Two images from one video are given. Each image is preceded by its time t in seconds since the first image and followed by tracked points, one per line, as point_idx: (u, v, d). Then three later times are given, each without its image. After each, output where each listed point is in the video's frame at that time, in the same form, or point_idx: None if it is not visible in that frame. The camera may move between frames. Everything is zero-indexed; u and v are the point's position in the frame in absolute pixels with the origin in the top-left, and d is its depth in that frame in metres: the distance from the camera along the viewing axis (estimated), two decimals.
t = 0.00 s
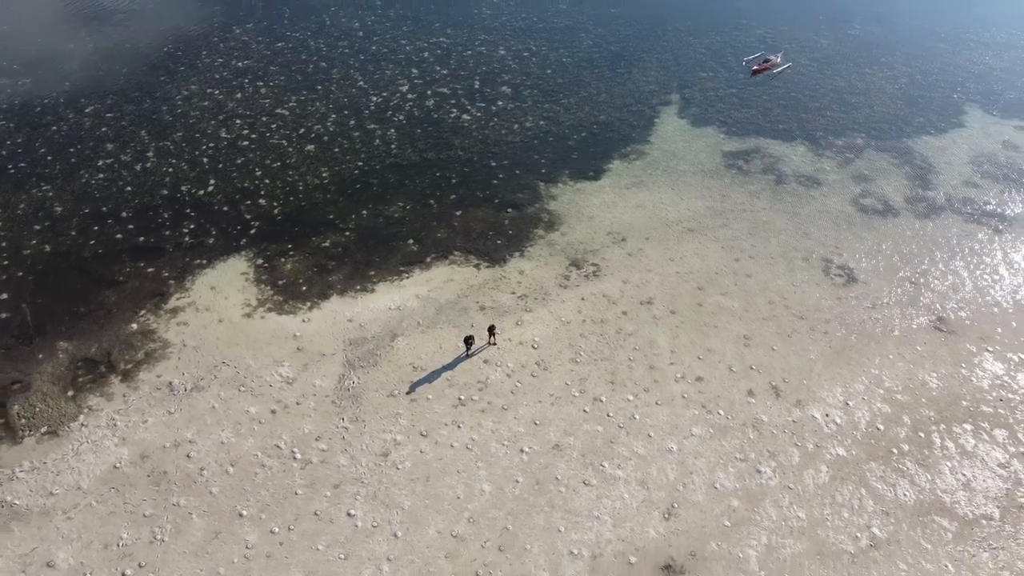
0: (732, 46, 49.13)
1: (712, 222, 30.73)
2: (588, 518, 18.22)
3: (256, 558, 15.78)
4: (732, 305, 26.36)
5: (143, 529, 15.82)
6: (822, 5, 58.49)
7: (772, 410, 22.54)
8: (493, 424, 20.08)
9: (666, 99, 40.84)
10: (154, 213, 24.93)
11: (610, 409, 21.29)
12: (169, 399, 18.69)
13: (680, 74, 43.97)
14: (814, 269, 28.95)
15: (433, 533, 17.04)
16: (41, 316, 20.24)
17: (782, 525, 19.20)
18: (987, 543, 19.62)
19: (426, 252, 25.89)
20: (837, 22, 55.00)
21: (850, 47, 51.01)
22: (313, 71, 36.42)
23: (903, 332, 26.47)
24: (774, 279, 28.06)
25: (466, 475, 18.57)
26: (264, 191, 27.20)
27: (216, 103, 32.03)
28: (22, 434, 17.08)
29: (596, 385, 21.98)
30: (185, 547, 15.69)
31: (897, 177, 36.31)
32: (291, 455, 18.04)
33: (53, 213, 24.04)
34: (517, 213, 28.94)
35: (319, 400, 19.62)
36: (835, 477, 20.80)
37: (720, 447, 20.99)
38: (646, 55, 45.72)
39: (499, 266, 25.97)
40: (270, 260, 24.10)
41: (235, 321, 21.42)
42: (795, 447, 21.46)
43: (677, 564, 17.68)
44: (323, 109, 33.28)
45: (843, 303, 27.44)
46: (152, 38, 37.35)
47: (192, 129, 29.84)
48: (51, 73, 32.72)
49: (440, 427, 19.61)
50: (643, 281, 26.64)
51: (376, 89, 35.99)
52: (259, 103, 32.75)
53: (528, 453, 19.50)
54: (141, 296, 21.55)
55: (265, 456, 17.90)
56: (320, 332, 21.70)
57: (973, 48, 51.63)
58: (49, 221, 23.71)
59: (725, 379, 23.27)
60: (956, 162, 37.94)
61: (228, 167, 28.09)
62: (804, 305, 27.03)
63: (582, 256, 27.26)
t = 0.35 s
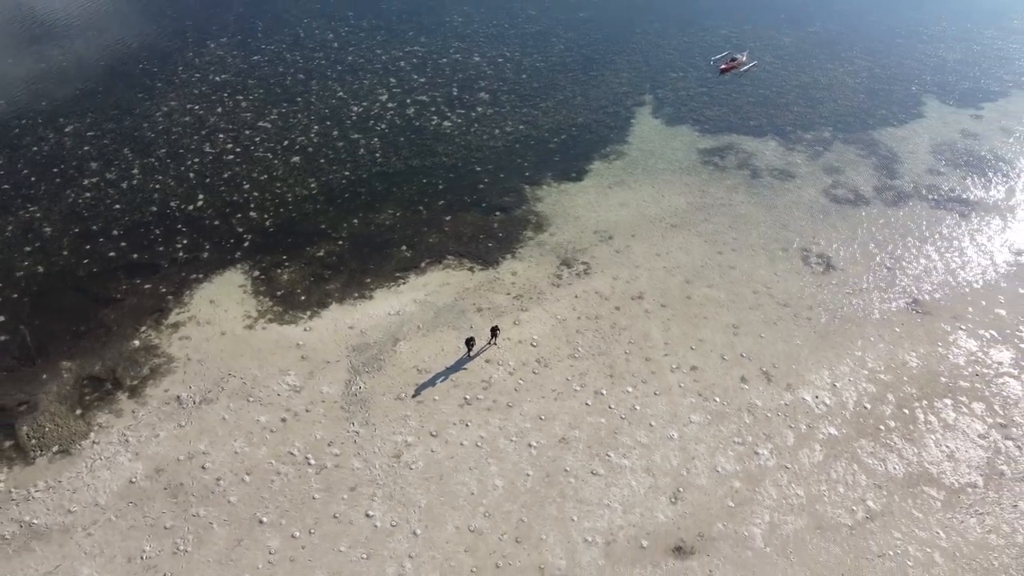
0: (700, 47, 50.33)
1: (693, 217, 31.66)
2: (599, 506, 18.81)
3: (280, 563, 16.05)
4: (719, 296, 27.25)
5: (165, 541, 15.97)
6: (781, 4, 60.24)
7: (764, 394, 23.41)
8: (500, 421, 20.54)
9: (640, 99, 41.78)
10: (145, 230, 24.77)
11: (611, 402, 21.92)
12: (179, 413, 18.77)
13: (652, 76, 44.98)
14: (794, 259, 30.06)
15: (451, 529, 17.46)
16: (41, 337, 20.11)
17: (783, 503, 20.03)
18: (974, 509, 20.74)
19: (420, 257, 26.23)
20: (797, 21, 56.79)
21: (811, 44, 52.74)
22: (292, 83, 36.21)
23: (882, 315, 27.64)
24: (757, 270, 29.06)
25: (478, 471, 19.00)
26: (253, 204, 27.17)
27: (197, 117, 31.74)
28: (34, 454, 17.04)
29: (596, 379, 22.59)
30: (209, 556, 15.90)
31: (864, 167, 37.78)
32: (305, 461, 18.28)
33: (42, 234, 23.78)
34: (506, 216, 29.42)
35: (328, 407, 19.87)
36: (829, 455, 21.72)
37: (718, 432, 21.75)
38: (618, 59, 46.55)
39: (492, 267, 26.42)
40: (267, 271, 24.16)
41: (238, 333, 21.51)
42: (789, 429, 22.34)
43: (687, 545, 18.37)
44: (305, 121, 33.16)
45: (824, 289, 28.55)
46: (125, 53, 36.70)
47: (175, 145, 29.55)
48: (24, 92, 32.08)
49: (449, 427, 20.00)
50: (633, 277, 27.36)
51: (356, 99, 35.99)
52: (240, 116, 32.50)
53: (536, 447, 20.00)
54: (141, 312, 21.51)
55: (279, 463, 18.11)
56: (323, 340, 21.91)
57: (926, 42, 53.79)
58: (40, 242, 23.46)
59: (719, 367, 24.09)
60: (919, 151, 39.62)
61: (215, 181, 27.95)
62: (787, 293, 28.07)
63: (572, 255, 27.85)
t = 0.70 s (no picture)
0: (666, 49, 51.46)
1: (674, 213, 32.60)
2: (609, 494, 19.43)
3: (305, 567, 16.34)
4: (705, 288, 28.16)
5: (189, 553, 16.14)
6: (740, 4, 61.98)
7: (756, 379, 24.31)
8: (507, 419, 21.01)
9: (613, 101, 42.70)
10: (137, 248, 24.60)
11: (611, 394, 22.58)
12: (190, 427, 18.86)
13: (623, 78, 45.93)
14: (773, 249, 31.19)
15: (470, 524, 17.90)
16: (42, 359, 19.98)
17: (782, 481, 20.90)
18: (958, 477, 21.92)
19: (414, 263, 26.54)
20: (757, 20, 58.51)
21: (772, 42, 54.46)
22: (270, 96, 35.87)
23: (860, 299, 28.86)
24: (739, 261, 30.08)
25: (490, 467, 19.45)
26: (243, 217, 27.10)
27: (178, 134, 31.36)
28: (47, 476, 17.01)
29: (595, 373, 23.24)
30: (235, 564, 16.11)
31: (832, 159, 39.26)
32: (320, 467, 18.53)
33: (32, 256, 23.49)
34: (494, 219, 29.89)
35: (337, 413, 20.11)
36: (821, 433, 22.69)
37: (716, 417, 22.55)
38: (589, 63, 47.33)
39: (485, 270, 26.86)
40: (263, 283, 24.21)
41: (240, 345, 21.60)
42: (782, 410, 23.26)
43: (696, 526, 19.08)
44: (287, 134, 32.95)
45: (803, 276, 29.71)
46: (95, 69, 35.98)
47: (159, 162, 29.22)
48: None
49: (458, 426, 20.41)
50: (621, 273, 28.11)
51: (335, 109, 35.88)
52: (221, 131, 32.15)
53: (544, 441, 20.55)
54: (141, 330, 21.45)
55: (295, 470, 18.34)
56: (326, 348, 22.11)
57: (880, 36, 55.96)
58: (30, 264, 23.18)
59: (711, 355, 24.94)
60: (882, 141, 41.31)
61: (203, 196, 27.77)
62: (769, 282, 29.13)
63: (561, 255, 28.46)
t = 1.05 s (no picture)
0: (637, 50, 52.31)
1: (657, 210, 33.39)
2: (617, 482, 20.00)
3: (328, 569, 16.58)
4: (692, 280, 28.96)
5: (211, 561, 16.28)
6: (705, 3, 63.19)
7: (748, 366, 25.11)
8: (513, 415, 21.42)
9: (589, 102, 43.36)
10: (129, 264, 24.39)
11: (611, 386, 23.15)
12: (200, 438, 18.90)
13: (597, 79, 46.60)
14: (754, 240, 32.16)
15: (485, 519, 18.30)
16: (44, 378, 19.82)
17: (780, 462, 21.68)
18: (944, 450, 22.97)
19: (408, 268, 26.78)
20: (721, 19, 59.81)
21: (737, 40, 55.83)
22: (249, 109, 35.42)
23: (840, 285, 29.94)
24: (723, 254, 30.97)
25: (500, 463, 19.85)
26: (234, 229, 26.98)
27: (160, 148, 31.01)
28: (61, 493, 16.98)
29: (594, 367, 23.79)
30: (258, 570, 16.29)
31: (802, 152, 40.53)
32: (333, 471, 18.75)
33: (23, 276, 23.16)
34: (483, 221, 30.23)
35: (346, 418, 20.31)
36: (813, 415, 23.55)
37: (713, 404, 23.28)
38: (563, 64, 47.77)
39: (479, 271, 27.23)
40: (260, 294, 24.22)
41: (243, 356, 21.63)
42: (775, 395, 24.08)
43: (702, 509, 19.74)
44: (271, 145, 32.72)
45: (785, 265, 30.73)
46: (69, 86, 35.29)
47: (144, 178, 28.88)
48: None
49: (465, 425, 20.76)
50: (611, 269, 28.74)
51: (316, 119, 35.69)
52: (204, 144, 31.86)
53: (550, 435, 21.02)
54: (142, 345, 21.36)
55: (309, 476, 18.53)
56: (329, 355, 22.27)
57: (838, 32, 57.77)
58: (22, 284, 22.88)
59: (703, 345, 25.70)
60: (848, 133, 42.77)
61: (191, 211, 27.57)
62: (752, 272, 30.08)
63: (552, 254, 28.95)
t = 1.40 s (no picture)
0: (607, 51, 53.14)
1: (640, 206, 34.19)
2: (624, 470, 20.62)
3: (352, 568, 16.89)
4: (680, 273, 29.78)
5: (235, 568, 16.49)
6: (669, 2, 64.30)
7: (739, 352, 25.96)
8: (518, 411, 21.90)
9: (565, 103, 43.97)
10: (123, 280, 24.18)
11: (610, 378, 23.77)
12: (212, 449, 18.99)
13: (571, 80, 47.28)
14: (734, 232, 33.17)
15: (501, 511, 18.76)
16: (48, 397, 19.68)
17: (776, 442, 22.53)
18: (928, 423, 24.09)
19: (403, 271, 27.02)
20: (686, 18, 61.02)
21: (702, 39, 57.08)
22: (229, 120, 35.10)
23: (820, 271, 31.05)
24: (706, 246, 31.88)
25: (510, 457, 20.31)
26: (226, 241, 26.85)
27: (143, 163, 30.61)
28: (77, 510, 16.98)
29: (592, 360, 24.39)
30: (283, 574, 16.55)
31: (774, 145, 41.75)
32: (348, 473, 19.02)
33: (15, 296, 22.85)
34: (473, 224, 30.61)
35: (355, 421, 20.55)
36: (804, 396, 24.48)
37: (709, 390, 24.06)
38: (537, 67, 48.27)
39: (473, 272, 27.59)
40: (258, 304, 24.23)
41: (247, 365, 21.69)
42: (766, 378, 24.96)
43: (707, 491, 20.47)
44: (254, 156, 32.46)
45: (766, 255, 31.76)
46: (43, 104, 34.62)
47: (130, 193, 28.52)
48: None
49: (473, 422, 21.17)
50: (601, 265, 29.39)
51: (297, 128, 35.48)
52: (187, 157, 31.50)
53: (556, 428, 21.54)
54: (144, 359, 21.29)
55: (325, 479, 18.77)
56: (332, 360, 22.45)
57: (799, 27, 59.46)
58: (16, 304, 22.59)
59: (695, 334, 26.50)
60: (816, 125, 44.19)
61: (180, 224, 27.34)
62: (736, 262, 31.03)
63: (542, 252, 29.46)
